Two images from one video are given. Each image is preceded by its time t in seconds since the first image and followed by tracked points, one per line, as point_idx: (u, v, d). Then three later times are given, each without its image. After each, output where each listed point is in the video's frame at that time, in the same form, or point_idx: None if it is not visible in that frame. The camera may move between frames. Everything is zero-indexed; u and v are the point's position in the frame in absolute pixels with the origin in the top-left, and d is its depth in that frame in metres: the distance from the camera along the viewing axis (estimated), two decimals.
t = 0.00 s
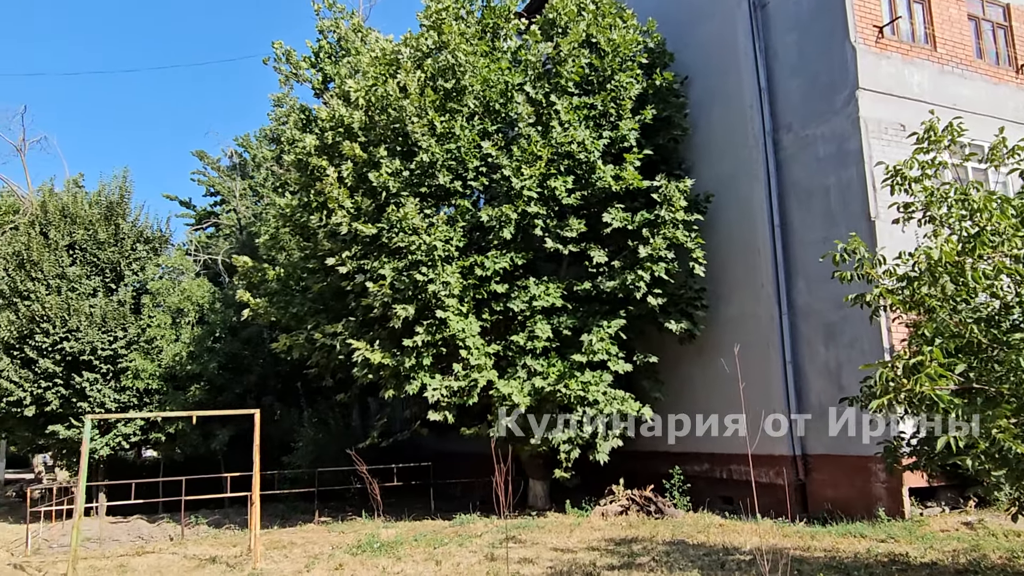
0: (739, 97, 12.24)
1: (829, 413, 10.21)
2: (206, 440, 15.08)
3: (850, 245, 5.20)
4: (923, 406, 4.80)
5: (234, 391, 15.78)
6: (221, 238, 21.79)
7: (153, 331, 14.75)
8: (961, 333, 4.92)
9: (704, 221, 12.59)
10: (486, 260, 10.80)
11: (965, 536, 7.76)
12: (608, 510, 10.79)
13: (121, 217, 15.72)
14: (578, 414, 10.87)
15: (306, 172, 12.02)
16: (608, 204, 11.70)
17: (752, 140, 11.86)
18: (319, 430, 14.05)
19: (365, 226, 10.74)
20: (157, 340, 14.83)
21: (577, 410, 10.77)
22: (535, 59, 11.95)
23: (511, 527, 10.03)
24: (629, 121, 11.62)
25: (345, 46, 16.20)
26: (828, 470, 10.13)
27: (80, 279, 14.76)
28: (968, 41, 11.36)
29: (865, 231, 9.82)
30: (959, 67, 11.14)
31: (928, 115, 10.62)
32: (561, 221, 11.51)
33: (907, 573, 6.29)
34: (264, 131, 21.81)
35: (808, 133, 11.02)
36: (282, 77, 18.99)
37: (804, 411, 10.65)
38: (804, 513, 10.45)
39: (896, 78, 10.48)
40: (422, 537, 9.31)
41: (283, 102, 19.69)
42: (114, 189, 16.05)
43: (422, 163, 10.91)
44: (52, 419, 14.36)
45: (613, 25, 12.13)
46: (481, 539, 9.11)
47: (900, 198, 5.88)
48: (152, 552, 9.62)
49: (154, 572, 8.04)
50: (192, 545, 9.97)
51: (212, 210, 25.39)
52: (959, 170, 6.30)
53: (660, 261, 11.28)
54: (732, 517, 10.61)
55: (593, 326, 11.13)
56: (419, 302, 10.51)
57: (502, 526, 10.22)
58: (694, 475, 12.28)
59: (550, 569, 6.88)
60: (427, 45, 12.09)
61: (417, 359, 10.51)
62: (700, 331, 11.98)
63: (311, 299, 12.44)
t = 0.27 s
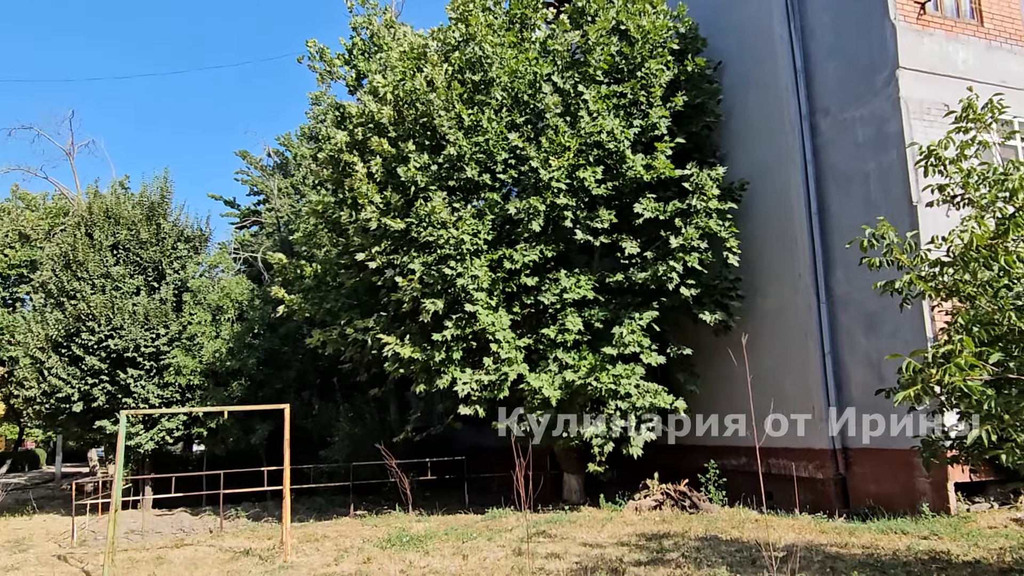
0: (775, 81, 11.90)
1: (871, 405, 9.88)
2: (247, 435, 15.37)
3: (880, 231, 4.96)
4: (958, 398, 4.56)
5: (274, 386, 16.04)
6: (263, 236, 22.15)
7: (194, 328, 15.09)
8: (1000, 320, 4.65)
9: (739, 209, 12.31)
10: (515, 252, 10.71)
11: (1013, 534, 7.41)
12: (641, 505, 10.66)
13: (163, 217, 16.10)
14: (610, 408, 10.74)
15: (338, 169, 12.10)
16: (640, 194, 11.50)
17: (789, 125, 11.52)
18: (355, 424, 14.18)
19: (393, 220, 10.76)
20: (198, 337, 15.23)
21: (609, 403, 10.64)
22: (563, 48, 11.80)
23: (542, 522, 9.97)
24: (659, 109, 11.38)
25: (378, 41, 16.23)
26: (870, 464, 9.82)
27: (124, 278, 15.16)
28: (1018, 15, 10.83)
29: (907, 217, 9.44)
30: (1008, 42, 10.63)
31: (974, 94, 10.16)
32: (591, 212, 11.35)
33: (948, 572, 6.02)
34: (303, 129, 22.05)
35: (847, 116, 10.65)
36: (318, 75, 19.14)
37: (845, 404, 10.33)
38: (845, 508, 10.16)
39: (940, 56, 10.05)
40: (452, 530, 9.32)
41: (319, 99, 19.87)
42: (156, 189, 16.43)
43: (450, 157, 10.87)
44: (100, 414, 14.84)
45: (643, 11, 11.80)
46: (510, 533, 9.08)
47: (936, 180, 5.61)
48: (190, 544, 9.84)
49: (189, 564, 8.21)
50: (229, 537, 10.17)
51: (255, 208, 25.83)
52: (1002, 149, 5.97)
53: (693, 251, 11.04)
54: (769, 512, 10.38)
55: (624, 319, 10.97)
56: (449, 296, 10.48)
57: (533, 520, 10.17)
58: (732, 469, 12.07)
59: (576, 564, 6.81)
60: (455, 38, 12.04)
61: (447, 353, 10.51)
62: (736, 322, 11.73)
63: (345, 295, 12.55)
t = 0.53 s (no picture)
0: (823, 60, 11.47)
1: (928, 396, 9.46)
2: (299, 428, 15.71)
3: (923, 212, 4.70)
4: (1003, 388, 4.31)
5: (325, 380, 16.36)
6: (315, 234, 22.55)
7: (246, 325, 15.49)
8: None
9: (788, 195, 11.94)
10: (555, 244, 10.61)
11: None
12: (687, 499, 10.48)
13: (215, 217, 16.55)
14: (654, 400, 10.57)
15: (380, 165, 12.20)
16: (683, 182, 11.25)
17: (838, 106, 11.10)
18: (403, 417, 14.34)
19: (433, 215, 10.79)
20: (250, 333, 15.58)
21: (653, 396, 10.47)
22: (601, 36, 11.63)
23: (584, 516, 9.89)
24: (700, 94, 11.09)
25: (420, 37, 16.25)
26: (927, 457, 9.42)
27: (180, 277, 15.65)
28: None
29: (965, 198, 8.98)
30: None
31: None
32: (632, 201, 11.16)
33: (1006, 571, 5.70)
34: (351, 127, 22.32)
35: (900, 94, 10.19)
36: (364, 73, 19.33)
37: (900, 394, 9.93)
38: (901, 503, 9.79)
39: (999, 27, 9.52)
40: (494, 523, 9.33)
41: (366, 97, 20.07)
42: (209, 191, 16.90)
43: (488, 149, 10.83)
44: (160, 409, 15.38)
45: None
46: (551, 527, 9.03)
47: (984, 158, 5.32)
48: (241, 534, 10.12)
49: (237, 554, 8.44)
50: (278, 528, 10.41)
51: (308, 207, 26.30)
52: None
53: (738, 239, 10.76)
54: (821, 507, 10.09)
55: (668, 310, 10.78)
56: (489, 290, 10.46)
57: (576, 514, 10.10)
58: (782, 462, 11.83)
59: (613, 558, 6.72)
60: (493, 30, 11.99)
61: (488, 347, 10.50)
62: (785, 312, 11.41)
63: (389, 290, 12.67)
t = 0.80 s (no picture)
0: (886, 34, 10.93)
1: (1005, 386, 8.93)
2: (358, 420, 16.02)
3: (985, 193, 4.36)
4: None
5: (382, 373, 16.52)
6: (374, 229, 22.87)
7: (305, 319, 15.90)
8: None
9: (850, 177, 11.44)
10: (605, 234, 10.45)
11: None
12: (745, 493, 10.22)
13: (275, 215, 16.99)
14: (710, 392, 10.31)
15: (430, 159, 12.25)
16: (738, 166, 10.91)
17: (903, 81, 10.55)
18: (458, 410, 14.44)
19: (482, 207, 10.77)
20: (310, 328, 15.95)
21: (708, 387, 10.23)
22: (650, 20, 11.39)
23: (638, 509, 9.75)
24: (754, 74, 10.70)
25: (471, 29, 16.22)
26: (1004, 451, 8.90)
27: (242, 274, 16.13)
28: None
29: None
30: None
31: None
32: (685, 188, 10.89)
33: None
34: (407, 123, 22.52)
35: (970, 66, 9.62)
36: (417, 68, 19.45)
37: (974, 385, 9.40)
38: (976, 499, 9.29)
39: None
40: (546, 516, 9.30)
41: (421, 92, 20.19)
42: (269, 189, 17.34)
43: (536, 140, 10.73)
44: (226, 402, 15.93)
45: None
46: (603, 520, 8.94)
47: None
48: (300, 524, 10.37)
49: (294, 544, 8.64)
50: (336, 519, 10.63)
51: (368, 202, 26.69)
52: None
53: (796, 225, 10.37)
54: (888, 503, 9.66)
55: (722, 299, 10.50)
56: (538, 282, 10.38)
57: (629, 507, 9.96)
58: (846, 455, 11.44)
59: (662, 553, 6.59)
60: (540, 19, 11.87)
61: (538, 339, 10.44)
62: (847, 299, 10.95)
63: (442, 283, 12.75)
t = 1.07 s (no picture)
0: (961, 3, 10.29)
1: None
2: (418, 413, 16.21)
3: None
4: None
5: (442, 366, 16.65)
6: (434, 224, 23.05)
7: (365, 313, 16.24)
8: None
9: (921, 156, 10.86)
10: (659, 222, 10.21)
11: None
12: (809, 488, 9.87)
13: (335, 211, 17.32)
14: (771, 384, 10.00)
15: (482, 151, 12.23)
16: (799, 149, 10.47)
17: (978, 52, 9.93)
18: (516, 402, 14.43)
19: (533, 198, 10.68)
20: (370, 322, 16.26)
21: (769, 378, 9.90)
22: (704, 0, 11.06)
23: (696, 503, 9.53)
24: (815, 51, 10.22)
25: (525, 19, 16.06)
26: None
27: (304, 270, 16.52)
28: None
29: None
30: None
31: None
32: (742, 173, 10.53)
33: None
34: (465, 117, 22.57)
35: None
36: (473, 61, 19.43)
37: None
38: None
39: None
40: (601, 509, 9.18)
41: (478, 85, 20.17)
42: (329, 187, 17.69)
43: (587, 128, 10.57)
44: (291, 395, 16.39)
45: None
46: (659, 514, 8.77)
47: None
48: (359, 514, 10.55)
49: (351, 534, 8.79)
50: (394, 509, 10.78)
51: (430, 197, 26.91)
52: None
53: (862, 208, 9.88)
54: (965, 499, 9.11)
55: (783, 287, 10.13)
56: (591, 272, 10.23)
57: (687, 501, 9.75)
58: (919, 449, 10.86)
59: (717, 548, 6.41)
60: (591, 5, 11.68)
61: (592, 330, 10.29)
62: (918, 285, 10.40)
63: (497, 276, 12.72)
